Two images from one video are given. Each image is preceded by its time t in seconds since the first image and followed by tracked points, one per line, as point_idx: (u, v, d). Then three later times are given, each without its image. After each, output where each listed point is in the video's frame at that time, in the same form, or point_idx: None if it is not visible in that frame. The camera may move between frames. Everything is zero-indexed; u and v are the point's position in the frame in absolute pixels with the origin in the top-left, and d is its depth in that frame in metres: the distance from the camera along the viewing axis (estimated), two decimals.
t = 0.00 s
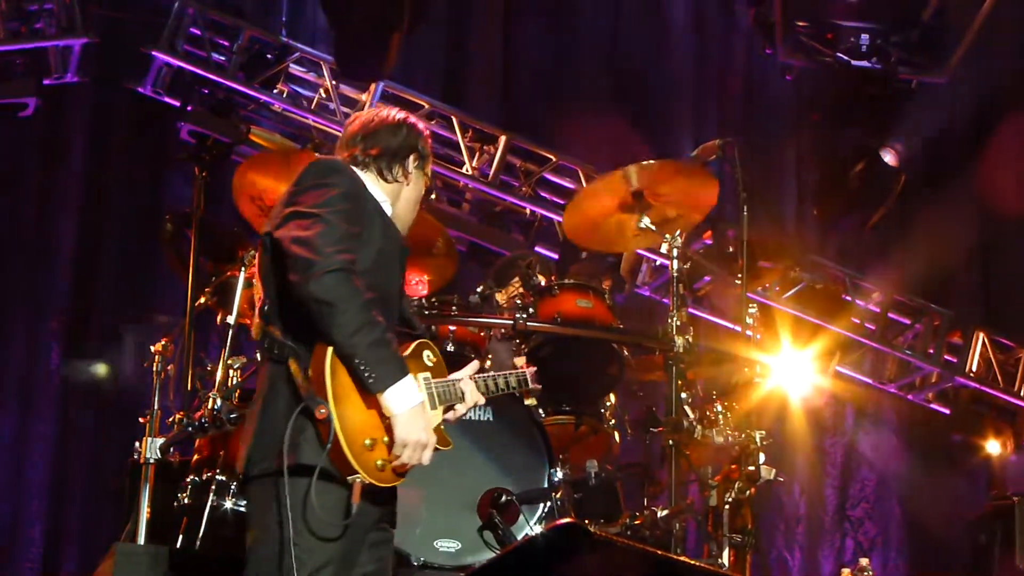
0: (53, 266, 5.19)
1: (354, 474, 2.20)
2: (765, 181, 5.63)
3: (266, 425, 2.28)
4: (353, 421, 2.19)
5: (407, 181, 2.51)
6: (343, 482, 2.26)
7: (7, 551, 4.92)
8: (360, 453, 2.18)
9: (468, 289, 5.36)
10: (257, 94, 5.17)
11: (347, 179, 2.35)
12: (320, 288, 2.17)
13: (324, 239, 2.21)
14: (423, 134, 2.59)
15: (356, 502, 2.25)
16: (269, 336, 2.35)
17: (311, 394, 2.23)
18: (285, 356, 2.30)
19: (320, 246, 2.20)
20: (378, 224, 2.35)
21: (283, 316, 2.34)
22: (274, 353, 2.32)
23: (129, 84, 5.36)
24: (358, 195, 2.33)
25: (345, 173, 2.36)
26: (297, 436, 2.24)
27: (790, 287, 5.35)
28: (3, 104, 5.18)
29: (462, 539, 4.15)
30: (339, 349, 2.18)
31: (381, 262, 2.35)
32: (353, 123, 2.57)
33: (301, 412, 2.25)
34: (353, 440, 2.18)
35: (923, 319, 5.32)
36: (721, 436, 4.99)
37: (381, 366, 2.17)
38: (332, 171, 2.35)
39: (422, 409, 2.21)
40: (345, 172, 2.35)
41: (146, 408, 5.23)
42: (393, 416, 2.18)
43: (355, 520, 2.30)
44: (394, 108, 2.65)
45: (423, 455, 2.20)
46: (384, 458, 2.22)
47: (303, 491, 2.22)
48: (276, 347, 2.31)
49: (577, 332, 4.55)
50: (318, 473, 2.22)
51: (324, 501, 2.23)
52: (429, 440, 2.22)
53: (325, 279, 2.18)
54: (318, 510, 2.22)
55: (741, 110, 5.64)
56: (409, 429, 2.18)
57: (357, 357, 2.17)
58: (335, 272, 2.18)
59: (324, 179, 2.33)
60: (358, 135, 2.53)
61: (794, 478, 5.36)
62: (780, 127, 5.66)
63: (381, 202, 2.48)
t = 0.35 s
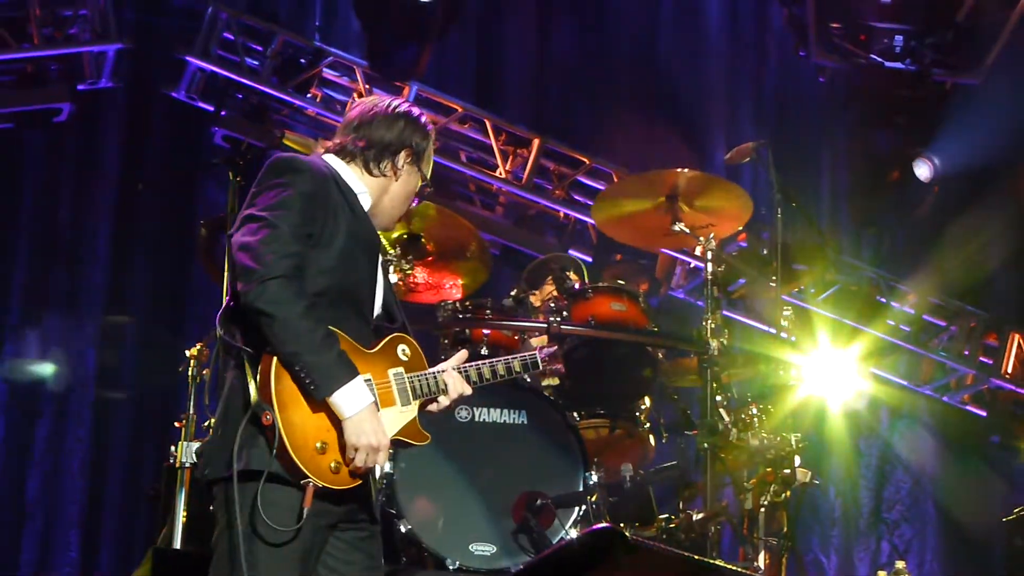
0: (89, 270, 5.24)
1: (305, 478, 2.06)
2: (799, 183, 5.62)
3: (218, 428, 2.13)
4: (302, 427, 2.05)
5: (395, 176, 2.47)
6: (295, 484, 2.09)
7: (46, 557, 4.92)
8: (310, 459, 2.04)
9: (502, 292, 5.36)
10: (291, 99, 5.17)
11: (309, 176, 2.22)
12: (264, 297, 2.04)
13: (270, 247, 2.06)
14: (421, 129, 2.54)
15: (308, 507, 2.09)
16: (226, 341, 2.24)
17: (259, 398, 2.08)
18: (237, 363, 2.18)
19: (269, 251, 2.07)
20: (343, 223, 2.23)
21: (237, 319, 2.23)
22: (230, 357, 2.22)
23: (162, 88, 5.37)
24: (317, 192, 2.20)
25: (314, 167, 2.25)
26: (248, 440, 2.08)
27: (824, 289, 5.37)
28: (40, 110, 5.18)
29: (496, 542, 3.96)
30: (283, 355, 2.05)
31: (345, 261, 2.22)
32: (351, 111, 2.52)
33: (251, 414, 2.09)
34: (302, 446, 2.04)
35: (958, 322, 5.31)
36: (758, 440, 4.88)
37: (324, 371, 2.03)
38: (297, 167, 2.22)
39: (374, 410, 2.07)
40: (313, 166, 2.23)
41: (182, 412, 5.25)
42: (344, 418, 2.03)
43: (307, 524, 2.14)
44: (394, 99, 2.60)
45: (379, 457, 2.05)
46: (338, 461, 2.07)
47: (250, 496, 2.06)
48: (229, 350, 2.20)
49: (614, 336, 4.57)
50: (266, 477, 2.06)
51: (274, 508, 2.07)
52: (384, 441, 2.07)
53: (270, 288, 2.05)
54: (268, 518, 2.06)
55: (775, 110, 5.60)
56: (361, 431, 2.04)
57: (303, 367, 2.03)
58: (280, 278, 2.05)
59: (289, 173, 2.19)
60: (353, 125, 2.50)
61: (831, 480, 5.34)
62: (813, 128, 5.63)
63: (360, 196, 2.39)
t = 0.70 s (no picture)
0: (133, 280, 5.32)
1: (326, 485, 2.31)
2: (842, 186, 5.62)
3: (241, 443, 2.43)
4: (312, 436, 2.29)
5: (391, 173, 2.76)
6: (317, 491, 2.34)
7: (91, 567, 4.98)
8: (328, 464, 2.29)
9: (545, 297, 5.36)
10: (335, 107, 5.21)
11: (298, 186, 2.47)
12: (255, 314, 2.28)
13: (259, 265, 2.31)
14: (414, 123, 2.79)
15: (332, 511, 2.34)
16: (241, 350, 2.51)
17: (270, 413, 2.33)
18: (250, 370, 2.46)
19: (259, 265, 2.32)
20: (335, 223, 2.50)
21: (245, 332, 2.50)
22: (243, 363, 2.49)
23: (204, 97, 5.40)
24: (304, 202, 2.45)
25: (302, 176, 2.49)
26: (266, 453, 2.36)
27: (867, 294, 5.36)
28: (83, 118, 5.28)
29: (542, 548, 3.68)
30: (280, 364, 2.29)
31: (344, 260, 2.51)
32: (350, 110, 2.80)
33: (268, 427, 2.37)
34: (319, 452, 2.29)
35: (1002, 325, 5.18)
36: (802, 445, 4.98)
37: (322, 378, 2.25)
38: (284, 178, 2.47)
39: (382, 407, 2.29)
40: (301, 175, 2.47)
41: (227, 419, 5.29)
42: (354, 420, 2.27)
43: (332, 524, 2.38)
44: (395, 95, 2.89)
45: (396, 451, 2.29)
46: (357, 461, 2.33)
47: (274, 505, 2.32)
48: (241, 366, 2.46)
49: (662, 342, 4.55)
50: (286, 486, 2.32)
51: (298, 514, 2.32)
52: (397, 434, 2.30)
53: (262, 303, 2.29)
54: (295, 523, 2.32)
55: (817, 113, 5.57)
56: (371, 430, 2.27)
57: (301, 376, 2.26)
58: (272, 292, 2.30)
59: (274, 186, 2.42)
60: (350, 123, 2.76)
61: (874, 484, 5.35)
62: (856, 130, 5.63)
63: (355, 195, 2.68)
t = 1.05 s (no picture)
0: (173, 283, 5.35)
1: (364, 491, 2.20)
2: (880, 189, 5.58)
3: (273, 453, 2.30)
4: (345, 445, 2.19)
5: (397, 164, 2.66)
6: (355, 499, 2.22)
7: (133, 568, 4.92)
8: (365, 472, 2.19)
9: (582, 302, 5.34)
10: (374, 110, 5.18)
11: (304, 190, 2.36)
12: (273, 331, 2.18)
13: (272, 280, 2.20)
14: (417, 113, 2.71)
15: (373, 518, 2.22)
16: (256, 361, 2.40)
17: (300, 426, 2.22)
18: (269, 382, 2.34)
19: (269, 278, 2.21)
20: (346, 226, 2.42)
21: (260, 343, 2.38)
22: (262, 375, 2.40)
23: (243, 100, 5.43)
24: (313, 207, 2.36)
25: (304, 180, 2.40)
26: (299, 464, 2.23)
27: (908, 297, 5.34)
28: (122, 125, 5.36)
29: (583, 552, 3.68)
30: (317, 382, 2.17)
31: (359, 264, 2.40)
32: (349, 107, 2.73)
33: (297, 442, 2.24)
34: (353, 460, 2.19)
35: None
36: (842, 448, 4.87)
37: (350, 386, 2.16)
38: (287, 183, 2.35)
39: (411, 407, 2.22)
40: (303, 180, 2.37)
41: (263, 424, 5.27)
42: (383, 423, 2.18)
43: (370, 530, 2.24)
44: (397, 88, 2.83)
45: (431, 449, 2.21)
46: (393, 465, 2.23)
47: (314, 516, 2.18)
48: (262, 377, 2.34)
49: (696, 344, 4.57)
50: (323, 494, 2.19)
51: (338, 523, 2.19)
52: (430, 433, 2.22)
53: (278, 318, 2.19)
54: (335, 534, 2.18)
55: (863, 110, 5.47)
56: (404, 433, 2.19)
57: (329, 388, 2.16)
58: (287, 305, 2.20)
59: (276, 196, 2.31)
60: (351, 119, 2.69)
61: (916, 488, 5.23)
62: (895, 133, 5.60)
63: (363, 191, 2.57)
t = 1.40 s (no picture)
0: (202, 287, 5.35)
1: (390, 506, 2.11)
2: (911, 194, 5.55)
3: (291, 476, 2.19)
4: (366, 463, 2.09)
5: (410, 175, 2.42)
6: (384, 514, 2.12)
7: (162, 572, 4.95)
8: (390, 488, 2.10)
9: (612, 306, 5.40)
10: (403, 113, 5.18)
11: (310, 205, 2.19)
12: (287, 358, 2.05)
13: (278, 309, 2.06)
14: (436, 119, 2.45)
15: (404, 532, 2.11)
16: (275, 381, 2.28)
17: (320, 449, 2.12)
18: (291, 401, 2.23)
19: (276, 305, 2.07)
20: (360, 237, 2.25)
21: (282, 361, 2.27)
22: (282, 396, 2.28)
23: (272, 105, 5.45)
24: (322, 223, 2.18)
25: (313, 194, 2.23)
26: (319, 481, 2.13)
27: (937, 302, 5.39)
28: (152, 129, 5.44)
29: (610, 557, 3.66)
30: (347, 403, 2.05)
31: (375, 277, 2.24)
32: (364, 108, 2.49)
33: (317, 464, 2.14)
34: (377, 478, 2.10)
35: None
36: (871, 453, 4.86)
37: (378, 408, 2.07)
38: (292, 200, 2.19)
39: (428, 420, 2.13)
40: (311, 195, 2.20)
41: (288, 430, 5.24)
42: (402, 440, 2.09)
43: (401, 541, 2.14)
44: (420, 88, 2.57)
45: (453, 460, 2.12)
46: (418, 479, 2.13)
47: (342, 532, 2.08)
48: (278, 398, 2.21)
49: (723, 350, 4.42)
50: (346, 509, 2.09)
51: (363, 538, 2.09)
52: (450, 445, 2.13)
53: (289, 346, 2.06)
54: (368, 548, 2.09)
55: (890, 118, 5.52)
56: (424, 449, 2.09)
57: (344, 411, 2.06)
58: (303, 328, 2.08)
59: (282, 215, 2.14)
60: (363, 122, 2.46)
61: (944, 494, 5.19)
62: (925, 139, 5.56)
63: (373, 202, 2.36)
